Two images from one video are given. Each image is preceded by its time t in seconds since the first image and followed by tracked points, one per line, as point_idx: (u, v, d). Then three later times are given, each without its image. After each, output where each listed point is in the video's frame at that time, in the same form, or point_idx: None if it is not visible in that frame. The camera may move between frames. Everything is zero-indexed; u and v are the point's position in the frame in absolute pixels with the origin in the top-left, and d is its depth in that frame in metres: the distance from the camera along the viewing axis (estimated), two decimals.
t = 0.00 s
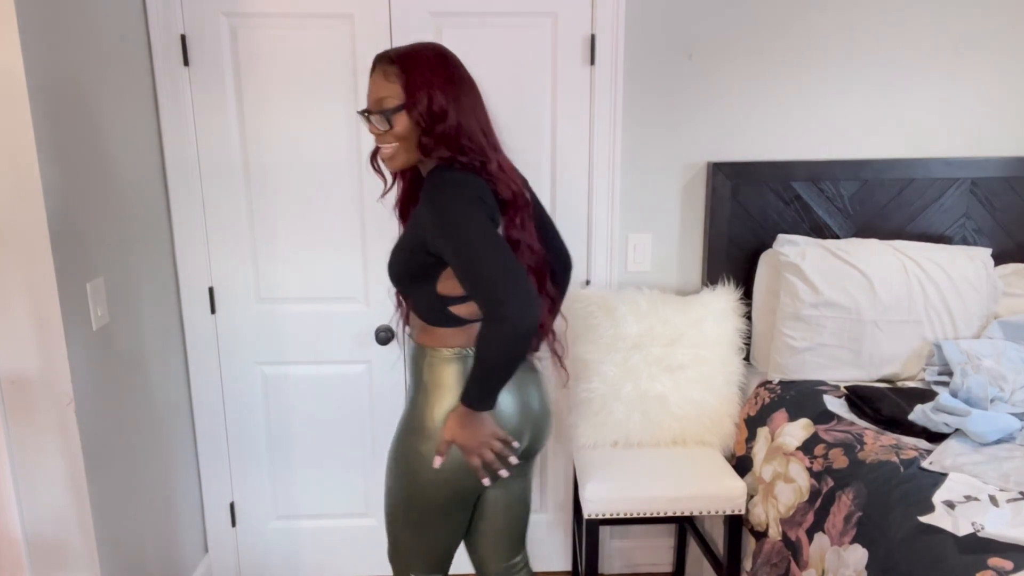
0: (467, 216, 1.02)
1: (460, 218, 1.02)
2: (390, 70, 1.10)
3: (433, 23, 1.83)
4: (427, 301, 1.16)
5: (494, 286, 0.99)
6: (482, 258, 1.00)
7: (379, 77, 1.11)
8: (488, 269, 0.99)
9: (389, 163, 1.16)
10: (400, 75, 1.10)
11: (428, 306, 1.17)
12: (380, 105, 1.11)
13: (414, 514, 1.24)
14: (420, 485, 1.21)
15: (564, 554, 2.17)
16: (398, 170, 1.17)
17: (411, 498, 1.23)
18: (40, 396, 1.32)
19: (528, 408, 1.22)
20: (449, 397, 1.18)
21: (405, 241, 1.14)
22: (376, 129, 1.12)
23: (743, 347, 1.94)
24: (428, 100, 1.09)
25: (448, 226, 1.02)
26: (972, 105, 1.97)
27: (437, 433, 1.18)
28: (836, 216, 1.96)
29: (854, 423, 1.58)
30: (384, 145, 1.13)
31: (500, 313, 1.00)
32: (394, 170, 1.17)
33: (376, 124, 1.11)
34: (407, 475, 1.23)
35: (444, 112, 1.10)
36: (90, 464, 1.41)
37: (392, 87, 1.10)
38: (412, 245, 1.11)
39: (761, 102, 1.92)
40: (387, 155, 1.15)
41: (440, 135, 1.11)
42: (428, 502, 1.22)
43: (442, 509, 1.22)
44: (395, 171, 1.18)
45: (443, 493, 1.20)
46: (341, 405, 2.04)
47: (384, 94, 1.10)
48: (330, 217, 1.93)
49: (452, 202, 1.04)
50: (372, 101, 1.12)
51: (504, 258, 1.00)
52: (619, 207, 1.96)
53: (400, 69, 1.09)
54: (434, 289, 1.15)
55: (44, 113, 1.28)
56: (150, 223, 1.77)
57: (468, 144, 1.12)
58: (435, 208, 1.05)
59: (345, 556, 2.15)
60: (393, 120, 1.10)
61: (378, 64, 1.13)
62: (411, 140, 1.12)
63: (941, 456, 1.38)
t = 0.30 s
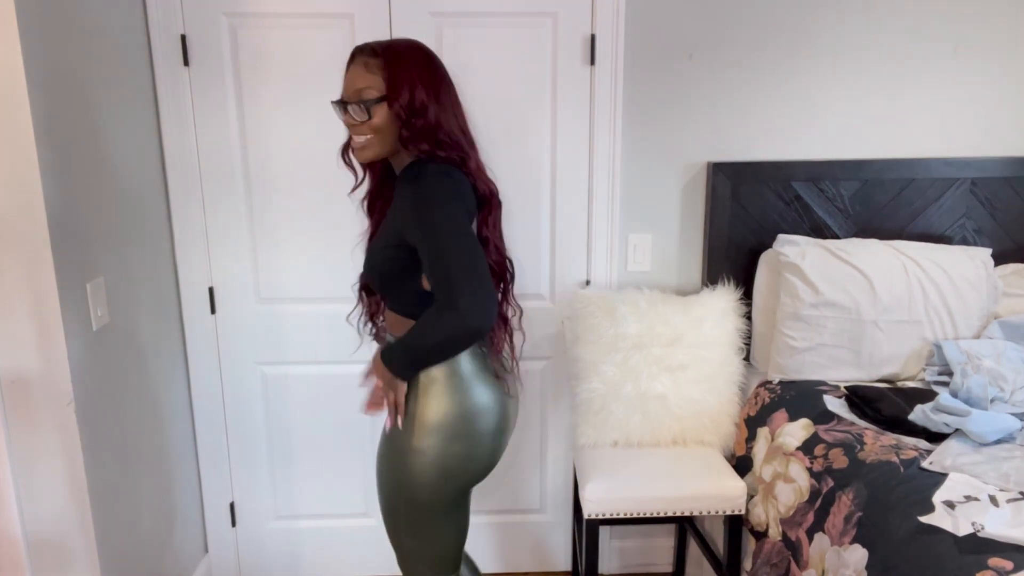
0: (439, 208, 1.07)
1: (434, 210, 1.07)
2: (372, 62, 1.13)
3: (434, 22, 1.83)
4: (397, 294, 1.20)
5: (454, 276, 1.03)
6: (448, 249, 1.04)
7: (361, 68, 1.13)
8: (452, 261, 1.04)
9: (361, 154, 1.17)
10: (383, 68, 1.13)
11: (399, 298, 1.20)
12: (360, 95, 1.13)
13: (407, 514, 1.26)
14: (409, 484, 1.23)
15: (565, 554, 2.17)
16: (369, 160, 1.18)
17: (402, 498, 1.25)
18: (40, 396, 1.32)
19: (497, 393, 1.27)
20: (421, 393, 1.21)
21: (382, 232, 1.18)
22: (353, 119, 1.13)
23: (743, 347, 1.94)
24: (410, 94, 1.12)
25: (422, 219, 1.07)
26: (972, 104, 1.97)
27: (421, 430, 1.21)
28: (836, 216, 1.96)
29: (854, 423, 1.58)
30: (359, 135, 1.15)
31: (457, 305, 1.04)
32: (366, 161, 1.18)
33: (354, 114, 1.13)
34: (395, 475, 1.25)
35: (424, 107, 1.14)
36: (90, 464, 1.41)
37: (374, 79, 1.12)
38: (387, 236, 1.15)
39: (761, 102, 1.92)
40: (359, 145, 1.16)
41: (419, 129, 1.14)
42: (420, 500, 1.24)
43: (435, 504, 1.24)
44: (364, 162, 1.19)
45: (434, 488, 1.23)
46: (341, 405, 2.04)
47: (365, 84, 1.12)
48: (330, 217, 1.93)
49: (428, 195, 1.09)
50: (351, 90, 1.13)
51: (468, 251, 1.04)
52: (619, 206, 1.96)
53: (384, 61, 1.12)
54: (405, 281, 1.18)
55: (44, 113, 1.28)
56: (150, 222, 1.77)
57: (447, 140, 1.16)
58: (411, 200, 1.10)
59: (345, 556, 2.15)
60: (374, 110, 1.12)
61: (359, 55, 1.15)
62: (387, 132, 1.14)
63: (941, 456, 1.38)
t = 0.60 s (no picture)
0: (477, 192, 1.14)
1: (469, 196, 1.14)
2: (379, 55, 1.16)
3: (434, 22, 1.83)
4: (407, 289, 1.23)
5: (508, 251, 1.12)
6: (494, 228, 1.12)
7: (367, 59, 1.16)
8: (502, 238, 1.12)
9: (360, 145, 1.17)
10: (390, 62, 1.16)
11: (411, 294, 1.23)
12: (368, 85, 1.15)
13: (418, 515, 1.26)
14: (416, 483, 1.23)
15: (564, 554, 2.18)
16: (367, 152, 1.18)
17: (411, 498, 1.25)
18: (40, 396, 1.32)
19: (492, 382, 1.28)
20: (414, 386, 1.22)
21: (389, 231, 1.20)
22: (360, 109, 1.14)
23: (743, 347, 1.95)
24: (419, 88, 1.17)
25: (463, 207, 1.14)
26: (971, 105, 1.98)
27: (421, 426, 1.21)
28: (836, 216, 1.96)
29: (854, 423, 1.58)
30: (363, 125, 1.15)
31: (517, 277, 1.11)
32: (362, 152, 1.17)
33: (363, 104, 1.14)
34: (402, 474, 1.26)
35: (428, 102, 1.19)
36: (90, 465, 1.41)
37: (383, 70, 1.15)
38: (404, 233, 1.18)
39: (761, 102, 1.92)
40: (361, 134, 1.16)
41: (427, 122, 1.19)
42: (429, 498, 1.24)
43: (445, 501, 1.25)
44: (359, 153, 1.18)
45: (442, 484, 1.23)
46: (341, 405, 2.04)
47: (375, 75, 1.14)
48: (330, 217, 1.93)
49: (458, 185, 1.15)
50: (358, 80, 1.15)
51: (522, 224, 1.13)
52: (619, 206, 1.96)
53: (392, 55, 1.16)
54: (421, 275, 1.21)
55: (45, 113, 1.28)
56: (150, 223, 1.76)
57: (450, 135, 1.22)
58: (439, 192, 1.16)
59: (345, 556, 2.15)
60: (385, 100, 1.15)
61: (361, 48, 1.17)
62: (394, 123, 1.17)
63: (941, 456, 1.38)
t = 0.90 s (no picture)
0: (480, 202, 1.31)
1: (471, 207, 1.30)
2: (381, 51, 1.20)
3: (434, 22, 1.83)
4: (418, 289, 1.28)
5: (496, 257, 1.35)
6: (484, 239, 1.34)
7: (370, 53, 1.18)
8: (487, 247, 1.35)
9: (363, 137, 1.17)
10: (391, 59, 1.21)
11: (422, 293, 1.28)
12: (371, 77, 1.17)
13: (433, 496, 1.24)
14: (435, 461, 1.23)
15: (565, 554, 2.17)
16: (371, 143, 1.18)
17: (429, 479, 1.23)
18: (41, 396, 1.32)
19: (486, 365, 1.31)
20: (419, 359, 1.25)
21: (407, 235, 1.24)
22: (364, 99, 1.16)
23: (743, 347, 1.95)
24: (417, 84, 1.24)
25: (480, 213, 1.31)
26: (971, 105, 1.97)
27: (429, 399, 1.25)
28: (836, 216, 1.96)
29: (854, 423, 1.58)
30: (368, 114, 1.16)
31: (508, 280, 1.34)
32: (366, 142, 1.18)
33: (368, 93, 1.16)
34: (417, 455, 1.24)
35: (423, 99, 1.26)
36: (91, 465, 1.41)
37: (386, 65, 1.19)
38: (423, 237, 1.25)
39: (761, 102, 1.92)
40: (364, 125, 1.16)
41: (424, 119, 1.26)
42: (447, 477, 1.23)
43: (464, 479, 1.24)
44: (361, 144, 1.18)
45: (460, 460, 1.23)
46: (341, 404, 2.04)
47: (378, 68, 1.17)
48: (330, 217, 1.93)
49: (460, 196, 1.28)
50: (361, 73, 1.17)
51: (505, 231, 1.36)
52: (619, 206, 1.96)
53: (394, 52, 1.21)
54: (435, 274, 1.28)
55: (45, 113, 1.28)
56: (150, 223, 1.77)
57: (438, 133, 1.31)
58: (449, 202, 1.27)
59: (345, 556, 2.15)
60: (389, 91, 1.17)
61: (360, 43, 1.20)
62: (395, 113, 1.19)
63: (941, 456, 1.38)
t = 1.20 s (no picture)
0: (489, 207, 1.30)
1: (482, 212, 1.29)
2: (405, 51, 1.18)
3: (434, 22, 1.83)
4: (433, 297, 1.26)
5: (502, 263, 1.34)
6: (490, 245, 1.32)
7: (393, 53, 1.17)
8: (494, 252, 1.33)
9: (384, 138, 1.16)
10: (414, 60, 1.20)
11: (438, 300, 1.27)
12: (393, 78, 1.16)
13: (437, 502, 1.22)
14: (438, 465, 1.21)
15: (565, 554, 2.18)
16: (392, 146, 1.17)
17: (432, 485, 1.21)
18: (40, 396, 1.32)
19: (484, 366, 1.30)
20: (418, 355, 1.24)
21: (424, 240, 1.23)
22: (385, 101, 1.15)
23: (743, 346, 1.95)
24: (439, 87, 1.23)
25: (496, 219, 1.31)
26: (971, 105, 1.97)
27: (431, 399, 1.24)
28: (836, 216, 1.96)
29: (854, 423, 1.58)
30: (388, 115, 1.15)
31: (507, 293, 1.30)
32: (387, 144, 1.17)
33: (389, 95, 1.15)
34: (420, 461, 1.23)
35: (443, 102, 1.25)
36: (90, 465, 1.40)
37: (408, 66, 1.18)
38: (438, 242, 1.24)
39: (761, 102, 1.92)
40: (386, 126, 1.15)
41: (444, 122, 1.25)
42: (451, 482, 1.21)
43: (469, 484, 1.23)
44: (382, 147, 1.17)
45: (465, 465, 1.22)
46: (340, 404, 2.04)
47: (400, 68, 1.16)
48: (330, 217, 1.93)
49: (472, 200, 1.27)
50: (384, 74, 1.16)
51: (513, 239, 1.35)
52: (619, 206, 1.96)
53: (417, 53, 1.20)
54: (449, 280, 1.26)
55: (44, 113, 1.28)
56: (150, 223, 1.77)
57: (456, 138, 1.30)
58: (462, 207, 1.26)
59: (345, 556, 2.15)
60: (411, 93, 1.17)
61: (382, 43, 1.18)
62: (415, 117, 1.18)
63: (941, 456, 1.38)
